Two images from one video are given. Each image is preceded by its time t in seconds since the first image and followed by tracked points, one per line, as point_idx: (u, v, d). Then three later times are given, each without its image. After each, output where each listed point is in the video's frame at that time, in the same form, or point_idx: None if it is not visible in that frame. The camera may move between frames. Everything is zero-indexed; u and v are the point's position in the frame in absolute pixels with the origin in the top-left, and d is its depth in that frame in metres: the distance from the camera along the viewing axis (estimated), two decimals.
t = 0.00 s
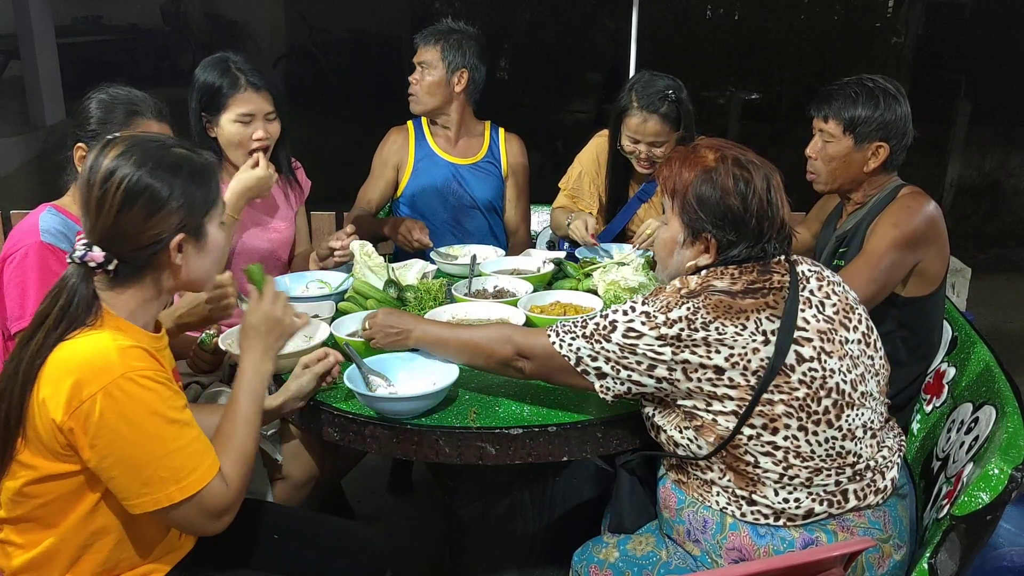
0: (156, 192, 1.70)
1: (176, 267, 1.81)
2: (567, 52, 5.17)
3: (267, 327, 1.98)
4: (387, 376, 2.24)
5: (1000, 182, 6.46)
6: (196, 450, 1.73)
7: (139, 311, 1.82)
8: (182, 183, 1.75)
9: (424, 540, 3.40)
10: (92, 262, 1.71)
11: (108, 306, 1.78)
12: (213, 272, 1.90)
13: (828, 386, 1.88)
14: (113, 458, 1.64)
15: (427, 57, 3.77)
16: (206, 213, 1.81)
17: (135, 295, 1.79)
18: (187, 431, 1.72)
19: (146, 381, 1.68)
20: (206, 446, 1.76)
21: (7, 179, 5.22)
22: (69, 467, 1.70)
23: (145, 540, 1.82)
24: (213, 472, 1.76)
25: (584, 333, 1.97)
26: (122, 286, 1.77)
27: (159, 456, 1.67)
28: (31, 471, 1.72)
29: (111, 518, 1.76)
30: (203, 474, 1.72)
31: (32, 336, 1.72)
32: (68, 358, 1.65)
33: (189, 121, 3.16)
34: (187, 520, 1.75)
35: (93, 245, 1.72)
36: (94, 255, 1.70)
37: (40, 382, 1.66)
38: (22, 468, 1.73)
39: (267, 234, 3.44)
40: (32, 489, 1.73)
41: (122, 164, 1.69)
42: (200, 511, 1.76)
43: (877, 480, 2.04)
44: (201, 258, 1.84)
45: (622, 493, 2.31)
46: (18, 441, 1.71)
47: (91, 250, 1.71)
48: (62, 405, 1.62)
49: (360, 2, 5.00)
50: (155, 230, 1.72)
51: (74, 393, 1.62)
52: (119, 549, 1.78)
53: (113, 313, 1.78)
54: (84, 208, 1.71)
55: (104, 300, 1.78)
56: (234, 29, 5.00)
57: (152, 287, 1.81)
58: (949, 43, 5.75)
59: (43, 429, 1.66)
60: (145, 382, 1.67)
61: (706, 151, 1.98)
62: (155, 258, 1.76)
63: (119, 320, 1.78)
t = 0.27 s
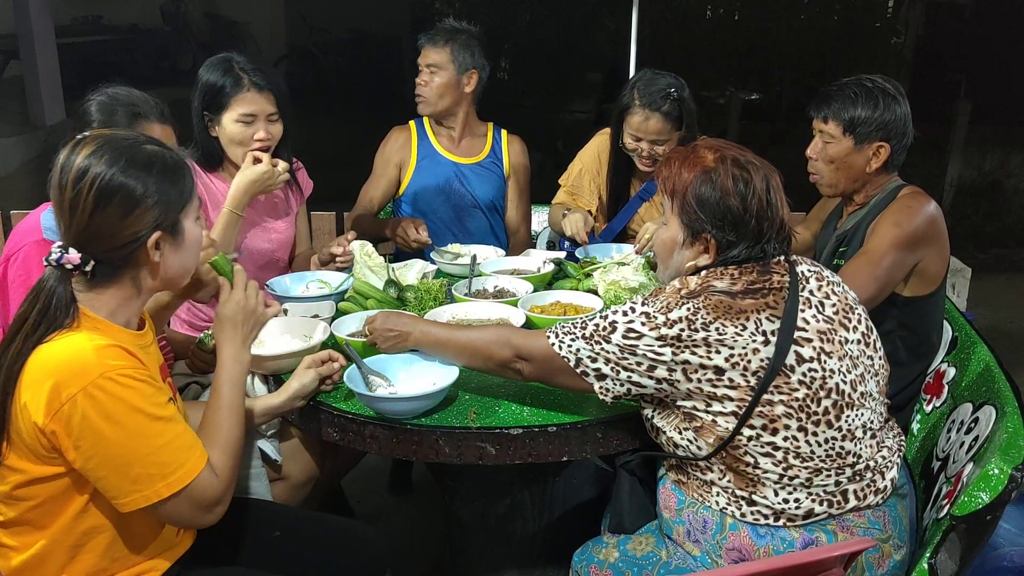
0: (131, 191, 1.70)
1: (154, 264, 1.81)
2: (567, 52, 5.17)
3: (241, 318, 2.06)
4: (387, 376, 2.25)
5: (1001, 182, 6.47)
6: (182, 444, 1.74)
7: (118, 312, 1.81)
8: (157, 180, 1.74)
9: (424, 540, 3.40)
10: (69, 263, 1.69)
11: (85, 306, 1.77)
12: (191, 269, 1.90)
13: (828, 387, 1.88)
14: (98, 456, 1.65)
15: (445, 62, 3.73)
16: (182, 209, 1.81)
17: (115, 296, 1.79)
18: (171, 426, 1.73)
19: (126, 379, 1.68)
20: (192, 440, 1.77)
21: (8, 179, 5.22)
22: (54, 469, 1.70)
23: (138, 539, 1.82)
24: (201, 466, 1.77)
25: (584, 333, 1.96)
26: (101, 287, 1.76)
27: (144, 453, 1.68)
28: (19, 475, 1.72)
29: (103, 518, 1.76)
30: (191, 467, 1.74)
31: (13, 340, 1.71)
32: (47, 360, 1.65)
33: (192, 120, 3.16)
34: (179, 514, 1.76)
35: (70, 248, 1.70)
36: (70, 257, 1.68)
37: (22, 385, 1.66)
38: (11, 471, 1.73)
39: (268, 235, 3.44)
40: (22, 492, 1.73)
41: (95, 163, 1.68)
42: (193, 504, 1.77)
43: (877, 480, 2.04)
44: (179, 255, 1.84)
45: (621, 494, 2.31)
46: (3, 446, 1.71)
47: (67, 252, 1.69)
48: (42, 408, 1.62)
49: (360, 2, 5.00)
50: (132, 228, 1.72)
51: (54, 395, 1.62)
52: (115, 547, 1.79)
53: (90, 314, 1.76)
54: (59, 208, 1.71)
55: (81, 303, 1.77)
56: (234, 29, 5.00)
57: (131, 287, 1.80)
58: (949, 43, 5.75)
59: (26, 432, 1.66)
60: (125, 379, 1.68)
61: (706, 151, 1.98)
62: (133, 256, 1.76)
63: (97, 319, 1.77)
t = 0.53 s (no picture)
0: (122, 189, 1.70)
1: (148, 261, 1.81)
2: (567, 52, 5.17)
3: (232, 310, 2.09)
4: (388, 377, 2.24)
5: (1001, 182, 6.47)
6: (179, 438, 1.74)
7: (113, 310, 1.81)
8: (147, 177, 1.74)
9: (424, 540, 3.40)
10: (63, 263, 1.69)
11: (79, 304, 1.77)
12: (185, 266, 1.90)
13: (827, 387, 1.88)
14: (94, 452, 1.65)
15: (460, 77, 3.64)
16: (174, 206, 1.81)
17: (110, 294, 1.79)
18: (167, 420, 1.73)
19: (121, 374, 1.68)
20: (189, 434, 1.77)
21: (8, 179, 5.22)
22: (50, 467, 1.70)
23: (137, 535, 1.82)
24: (198, 460, 1.76)
25: (583, 333, 1.97)
26: (94, 286, 1.77)
27: (141, 447, 1.68)
28: (17, 474, 1.72)
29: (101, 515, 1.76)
30: (188, 461, 1.74)
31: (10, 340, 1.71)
32: (43, 358, 1.65)
33: (198, 120, 3.16)
34: (180, 507, 1.76)
35: (63, 247, 1.70)
36: (63, 256, 1.68)
37: (18, 384, 1.66)
38: (9, 471, 1.73)
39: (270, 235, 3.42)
40: (19, 490, 1.73)
41: (85, 161, 1.68)
42: (193, 498, 1.77)
43: (876, 480, 2.04)
44: (172, 251, 1.84)
45: (620, 494, 2.31)
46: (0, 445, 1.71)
47: (60, 251, 1.69)
48: (38, 405, 1.62)
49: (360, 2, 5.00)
50: (123, 226, 1.72)
51: (49, 392, 1.62)
52: (115, 545, 1.78)
53: (84, 311, 1.76)
54: (50, 209, 1.72)
55: (76, 300, 1.77)
56: (234, 29, 4.99)
57: (126, 284, 1.81)
58: (949, 43, 5.75)
59: (22, 431, 1.67)
60: (121, 375, 1.68)
61: (705, 151, 1.98)
62: (126, 254, 1.76)
63: (92, 317, 1.77)
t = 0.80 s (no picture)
0: (123, 192, 1.70)
1: (153, 261, 1.81)
2: (567, 51, 5.16)
3: (231, 305, 2.13)
4: (387, 377, 2.23)
5: (1001, 182, 6.47)
6: (189, 433, 1.74)
7: (119, 308, 1.81)
8: (147, 178, 1.74)
9: (424, 540, 3.40)
10: (67, 268, 1.70)
11: (88, 304, 1.78)
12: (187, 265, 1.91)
13: (826, 387, 1.88)
14: (105, 448, 1.65)
15: (474, 88, 3.64)
16: (175, 205, 1.81)
17: (118, 293, 1.80)
18: (177, 416, 1.73)
19: (132, 371, 1.69)
20: (198, 429, 1.78)
21: (8, 179, 5.22)
22: (58, 465, 1.70)
23: (143, 532, 1.82)
24: (207, 455, 1.77)
25: (582, 334, 1.97)
26: (101, 287, 1.77)
27: (151, 443, 1.68)
28: (23, 472, 1.72)
29: (106, 513, 1.76)
30: (198, 456, 1.74)
31: (16, 339, 1.71)
32: (53, 357, 1.65)
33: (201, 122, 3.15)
34: (189, 501, 1.77)
35: (68, 253, 1.72)
36: (67, 263, 1.70)
37: (26, 383, 1.66)
38: (15, 470, 1.73)
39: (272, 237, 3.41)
40: (25, 489, 1.73)
41: (85, 165, 1.68)
42: (203, 491, 1.78)
43: (876, 480, 2.04)
44: (175, 250, 1.84)
45: (619, 494, 2.31)
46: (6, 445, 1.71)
47: (65, 258, 1.71)
48: (49, 403, 1.63)
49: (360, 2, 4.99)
50: (126, 228, 1.72)
51: (60, 389, 1.62)
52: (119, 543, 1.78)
53: (91, 310, 1.77)
54: (54, 214, 1.72)
55: (84, 300, 1.77)
56: (234, 29, 5.00)
57: (132, 284, 1.82)
58: (949, 43, 5.75)
59: (30, 429, 1.67)
60: (132, 372, 1.69)
61: (704, 151, 1.98)
62: (131, 256, 1.77)
63: (99, 316, 1.77)
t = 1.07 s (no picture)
0: (132, 194, 1.71)
1: (158, 263, 1.81)
2: (567, 51, 5.16)
3: (242, 299, 2.13)
4: (387, 376, 2.23)
5: (1000, 182, 6.47)
6: (198, 430, 1.75)
7: (124, 309, 1.81)
8: (157, 181, 1.74)
9: (424, 540, 3.40)
10: (75, 267, 1.69)
11: (94, 304, 1.77)
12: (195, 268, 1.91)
13: (824, 386, 1.88)
14: (113, 446, 1.65)
15: (475, 98, 3.63)
16: (184, 208, 1.81)
17: (122, 293, 1.79)
18: (184, 413, 1.74)
19: (141, 370, 1.69)
20: (207, 426, 1.78)
21: (8, 179, 5.23)
22: (63, 464, 1.70)
23: (147, 531, 1.82)
24: (215, 450, 1.77)
25: (580, 333, 1.97)
26: (106, 288, 1.77)
27: (160, 439, 1.68)
28: (26, 472, 1.72)
29: (110, 512, 1.76)
30: (207, 452, 1.74)
31: (21, 339, 1.71)
32: (60, 357, 1.65)
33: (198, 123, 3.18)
34: (196, 497, 1.77)
35: (75, 252, 1.70)
36: (75, 261, 1.69)
37: (33, 383, 1.66)
38: (18, 470, 1.73)
39: (272, 237, 3.42)
40: (29, 489, 1.73)
41: (96, 165, 1.68)
42: (213, 485, 1.78)
43: (875, 479, 2.04)
44: (183, 253, 1.84)
45: (619, 493, 2.32)
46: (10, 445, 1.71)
47: (71, 255, 1.69)
48: (57, 402, 1.63)
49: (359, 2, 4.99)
50: (134, 229, 1.73)
51: (69, 388, 1.63)
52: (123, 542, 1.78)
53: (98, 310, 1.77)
54: (62, 212, 1.72)
55: (91, 301, 1.77)
56: (234, 29, 5.00)
57: (138, 285, 1.81)
58: (949, 43, 5.75)
59: (36, 429, 1.67)
60: (141, 371, 1.69)
61: (699, 153, 1.98)
62: (137, 257, 1.77)
63: (104, 317, 1.76)
